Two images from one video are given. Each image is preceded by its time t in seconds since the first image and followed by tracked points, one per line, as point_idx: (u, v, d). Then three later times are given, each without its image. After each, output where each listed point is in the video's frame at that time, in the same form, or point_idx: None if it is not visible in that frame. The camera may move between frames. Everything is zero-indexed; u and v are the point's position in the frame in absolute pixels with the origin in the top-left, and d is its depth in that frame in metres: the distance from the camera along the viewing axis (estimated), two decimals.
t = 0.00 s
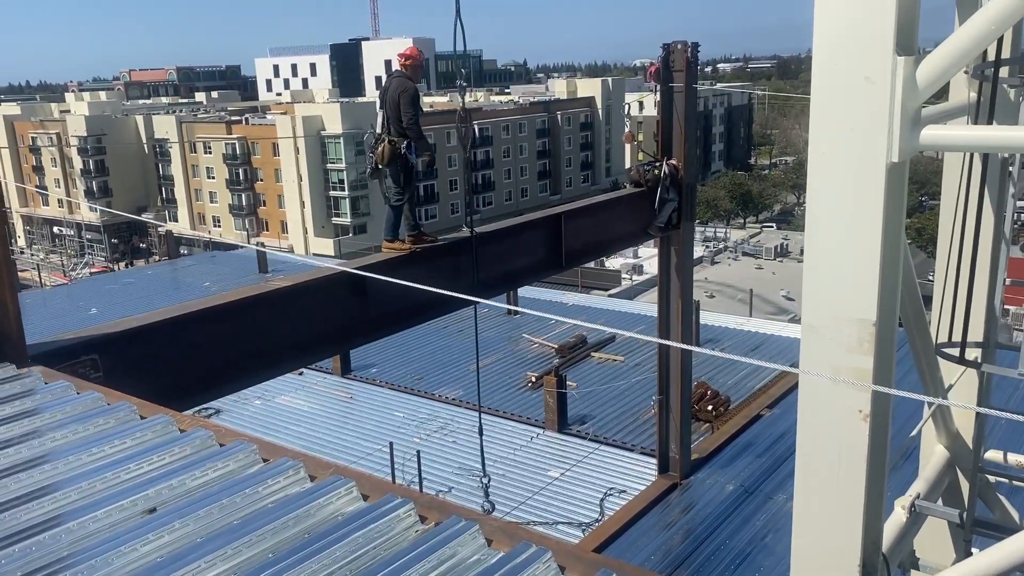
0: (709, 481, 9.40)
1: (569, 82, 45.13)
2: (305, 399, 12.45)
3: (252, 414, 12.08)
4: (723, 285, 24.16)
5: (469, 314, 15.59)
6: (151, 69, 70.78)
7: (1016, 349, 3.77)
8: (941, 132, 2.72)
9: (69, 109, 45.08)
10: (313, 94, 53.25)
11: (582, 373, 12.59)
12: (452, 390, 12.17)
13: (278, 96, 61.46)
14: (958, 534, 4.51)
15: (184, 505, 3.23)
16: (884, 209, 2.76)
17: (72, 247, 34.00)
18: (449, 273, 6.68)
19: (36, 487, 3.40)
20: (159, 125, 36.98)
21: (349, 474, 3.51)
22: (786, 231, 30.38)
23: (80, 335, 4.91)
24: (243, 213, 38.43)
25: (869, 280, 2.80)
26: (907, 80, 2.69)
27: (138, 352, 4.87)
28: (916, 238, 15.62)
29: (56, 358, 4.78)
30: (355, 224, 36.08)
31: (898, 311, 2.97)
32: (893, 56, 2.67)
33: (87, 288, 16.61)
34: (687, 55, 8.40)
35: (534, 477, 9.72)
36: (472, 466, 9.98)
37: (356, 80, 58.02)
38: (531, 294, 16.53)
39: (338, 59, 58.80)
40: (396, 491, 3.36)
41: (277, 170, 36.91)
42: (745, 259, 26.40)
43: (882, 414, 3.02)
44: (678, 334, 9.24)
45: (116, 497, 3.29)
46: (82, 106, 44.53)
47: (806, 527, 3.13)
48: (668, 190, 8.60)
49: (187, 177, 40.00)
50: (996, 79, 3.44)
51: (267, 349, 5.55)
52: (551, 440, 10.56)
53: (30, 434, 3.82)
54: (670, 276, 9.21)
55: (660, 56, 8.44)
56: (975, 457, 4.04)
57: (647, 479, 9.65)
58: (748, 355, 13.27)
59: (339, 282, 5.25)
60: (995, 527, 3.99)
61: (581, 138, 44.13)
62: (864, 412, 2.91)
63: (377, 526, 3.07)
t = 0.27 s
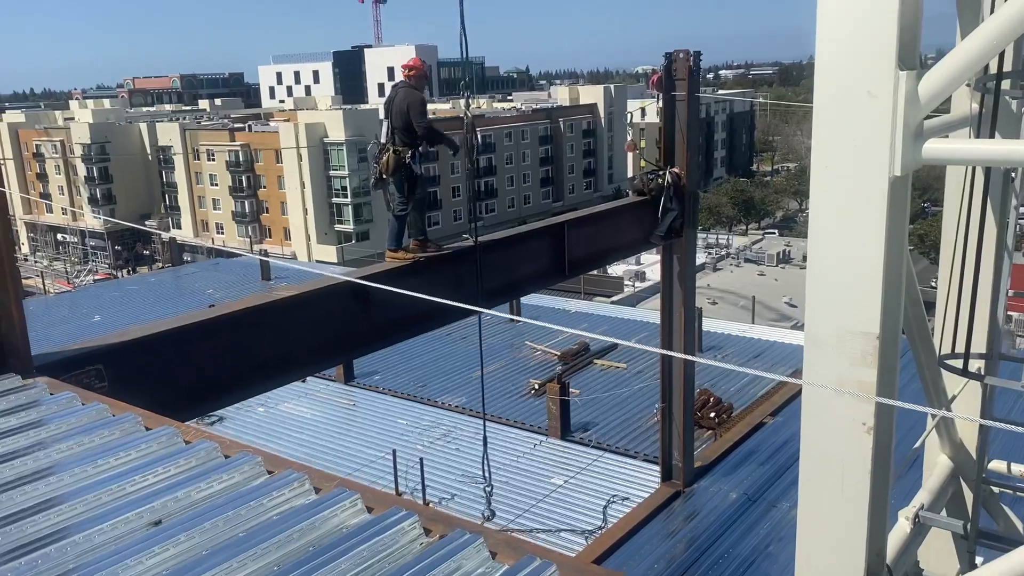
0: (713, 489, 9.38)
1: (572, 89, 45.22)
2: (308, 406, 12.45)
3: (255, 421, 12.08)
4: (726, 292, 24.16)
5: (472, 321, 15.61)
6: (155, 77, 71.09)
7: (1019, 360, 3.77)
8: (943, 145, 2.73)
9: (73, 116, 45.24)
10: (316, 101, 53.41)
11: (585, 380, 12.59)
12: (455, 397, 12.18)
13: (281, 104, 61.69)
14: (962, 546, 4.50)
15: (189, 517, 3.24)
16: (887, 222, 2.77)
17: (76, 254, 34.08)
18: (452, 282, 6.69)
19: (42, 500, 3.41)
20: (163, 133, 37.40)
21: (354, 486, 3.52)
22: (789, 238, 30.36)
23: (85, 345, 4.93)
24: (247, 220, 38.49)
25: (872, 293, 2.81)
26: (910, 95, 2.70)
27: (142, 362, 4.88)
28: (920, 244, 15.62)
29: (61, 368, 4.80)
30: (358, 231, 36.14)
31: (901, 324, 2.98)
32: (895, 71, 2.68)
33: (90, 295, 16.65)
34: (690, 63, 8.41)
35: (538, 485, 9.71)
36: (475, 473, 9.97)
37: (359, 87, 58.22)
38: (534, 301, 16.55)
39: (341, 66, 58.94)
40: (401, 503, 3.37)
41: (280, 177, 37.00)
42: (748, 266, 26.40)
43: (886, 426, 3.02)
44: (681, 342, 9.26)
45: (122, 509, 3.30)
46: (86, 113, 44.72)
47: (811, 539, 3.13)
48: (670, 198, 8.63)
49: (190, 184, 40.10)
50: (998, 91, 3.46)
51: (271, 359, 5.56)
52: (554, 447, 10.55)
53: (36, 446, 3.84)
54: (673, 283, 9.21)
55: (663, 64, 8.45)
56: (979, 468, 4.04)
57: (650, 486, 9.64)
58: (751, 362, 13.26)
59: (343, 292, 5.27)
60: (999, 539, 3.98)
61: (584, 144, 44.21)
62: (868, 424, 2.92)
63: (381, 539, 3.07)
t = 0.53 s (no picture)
0: (717, 498, 9.35)
1: (575, 96, 45.28)
2: (311, 414, 12.44)
3: (258, 430, 12.07)
4: (730, 299, 24.14)
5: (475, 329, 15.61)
6: (159, 84, 71.38)
7: None
8: (949, 161, 2.72)
9: (78, 124, 45.43)
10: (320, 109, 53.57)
11: (588, 389, 12.57)
12: (458, 405, 12.17)
13: (286, 112, 61.90)
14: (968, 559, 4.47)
15: (192, 533, 3.23)
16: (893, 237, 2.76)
17: (80, 261, 34.18)
18: (456, 292, 6.69)
19: (46, 514, 3.42)
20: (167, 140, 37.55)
21: (358, 501, 3.51)
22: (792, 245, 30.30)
23: (89, 357, 4.94)
24: (250, 228, 38.57)
25: (879, 308, 2.80)
26: (915, 109, 2.69)
27: (147, 373, 4.88)
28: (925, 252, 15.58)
29: (66, 379, 4.81)
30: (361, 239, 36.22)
31: (907, 340, 2.97)
32: (900, 86, 2.67)
33: (95, 302, 16.67)
34: (693, 73, 8.38)
35: (542, 494, 9.68)
36: (478, 482, 9.95)
37: (364, 95, 58.37)
38: (537, 309, 16.55)
39: (345, 74, 59.08)
40: (405, 518, 3.36)
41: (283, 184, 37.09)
42: (751, 273, 26.38)
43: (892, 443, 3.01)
44: (685, 352, 9.24)
45: (126, 524, 3.30)
46: (91, 121, 44.91)
47: (817, 555, 3.11)
48: (674, 208, 8.65)
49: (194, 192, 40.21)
50: (1004, 105, 3.44)
51: (276, 370, 5.56)
52: (557, 456, 10.53)
53: (41, 459, 3.85)
54: (677, 292, 9.20)
55: (666, 74, 8.44)
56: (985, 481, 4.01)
57: (654, 495, 9.61)
58: (755, 370, 13.24)
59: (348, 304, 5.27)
60: (1006, 553, 3.96)
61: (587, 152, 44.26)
62: (874, 439, 2.90)
63: (386, 555, 3.06)
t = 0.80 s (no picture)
0: (723, 510, 9.31)
1: (580, 105, 45.37)
2: (316, 423, 12.44)
3: (263, 439, 12.08)
4: (735, 308, 24.10)
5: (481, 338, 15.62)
6: (167, 94, 71.85)
7: None
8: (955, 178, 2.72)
9: (86, 133, 45.70)
10: (327, 118, 53.79)
11: (594, 398, 12.54)
12: (463, 414, 12.16)
13: (292, 121, 62.20)
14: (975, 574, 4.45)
15: (198, 548, 3.24)
16: (899, 255, 2.76)
17: (86, 270, 34.34)
18: (461, 303, 6.70)
19: (53, 528, 3.43)
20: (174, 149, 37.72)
21: (363, 516, 3.51)
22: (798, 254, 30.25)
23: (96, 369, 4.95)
24: (257, 236, 38.69)
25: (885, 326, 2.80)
26: (921, 128, 2.69)
27: (154, 385, 4.90)
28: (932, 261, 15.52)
29: (74, 392, 4.85)
30: (367, 247, 36.24)
31: (913, 357, 2.96)
32: (906, 103, 2.67)
33: (101, 311, 16.73)
34: (698, 84, 8.38)
35: (547, 505, 9.66)
36: (483, 492, 9.94)
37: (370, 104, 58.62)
38: (543, 318, 16.56)
39: (351, 83, 59.34)
40: (411, 535, 3.35)
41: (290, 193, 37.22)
42: (757, 282, 26.35)
43: (898, 461, 3.01)
44: (690, 362, 9.21)
45: (132, 539, 3.31)
46: (99, 130, 45.17)
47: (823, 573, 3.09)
48: (679, 218, 8.63)
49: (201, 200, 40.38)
50: (1009, 119, 3.44)
51: (282, 382, 5.57)
52: (563, 466, 10.52)
53: (48, 473, 3.87)
54: (683, 302, 9.18)
55: (671, 85, 8.44)
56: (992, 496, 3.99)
57: (660, 506, 9.58)
58: (761, 380, 13.21)
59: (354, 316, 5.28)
60: (1013, 568, 3.93)
61: (592, 160, 44.33)
62: (880, 457, 2.89)
63: (391, 572, 3.06)
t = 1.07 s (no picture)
0: (730, 519, 9.26)
1: (588, 112, 45.39)
2: (322, 430, 12.45)
3: (270, 446, 12.09)
4: (742, 316, 24.04)
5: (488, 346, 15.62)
6: (175, 101, 72.31)
7: None
8: (963, 188, 2.71)
9: (95, 140, 45.92)
10: (334, 125, 53.98)
11: (601, 406, 12.51)
12: (469, 422, 12.15)
13: (299, 128, 62.41)
14: None
15: (204, 557, 3.25)
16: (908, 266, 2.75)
17: (94, 276, 34.47)
18: (467, 310, 6.71)
19: (61, 537, 3.44)
20: (182, 156, 37.88)
21: (369, 525, 3.51)
22: (806, 261, 30.15)
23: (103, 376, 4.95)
24: (264, 243, 38.81)
25: (893, 336, 2.79)
26: (929, 138, 2.68)
27: (160, 393, 4.90)
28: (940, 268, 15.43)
29: (79, 400, 4.82)
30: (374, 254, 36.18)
31: (922, 369, 2.94)
32: (914, 114, 2.66)
33: (109, 317, 16.79)
34: (705, 92, 8.37)
35: (554, 513, 9.63)
36: (489, 500, 9.92)
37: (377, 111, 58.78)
38: (550, 325, 16.55)
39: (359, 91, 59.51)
40: (417, 545, 3.34)
41: (297, 200, 37.35)
42: (765, 289, 26.27)
43: (906, 473, 2.99)
44: (698, 371, 9.19)
45: (139, 548, 3.32)
46: (107, 137, 45.43)
47: None
48: (688, 227, 8.61)
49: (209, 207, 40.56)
50: (1018, 128, 3.42)
51: (289, 389, 5.57)
52: (569, 474, 10.49)
53: (55, 481, 3.88)
54: (690, 310, 9.16)
55: (678, 93, 8.43)
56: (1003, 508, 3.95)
57: (668, 515, 9.54)
58: (769, 388, 13.15)
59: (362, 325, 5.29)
60: None
61: (598, 168, 44.35)
62: (888, 468, 2.87)
63: None
